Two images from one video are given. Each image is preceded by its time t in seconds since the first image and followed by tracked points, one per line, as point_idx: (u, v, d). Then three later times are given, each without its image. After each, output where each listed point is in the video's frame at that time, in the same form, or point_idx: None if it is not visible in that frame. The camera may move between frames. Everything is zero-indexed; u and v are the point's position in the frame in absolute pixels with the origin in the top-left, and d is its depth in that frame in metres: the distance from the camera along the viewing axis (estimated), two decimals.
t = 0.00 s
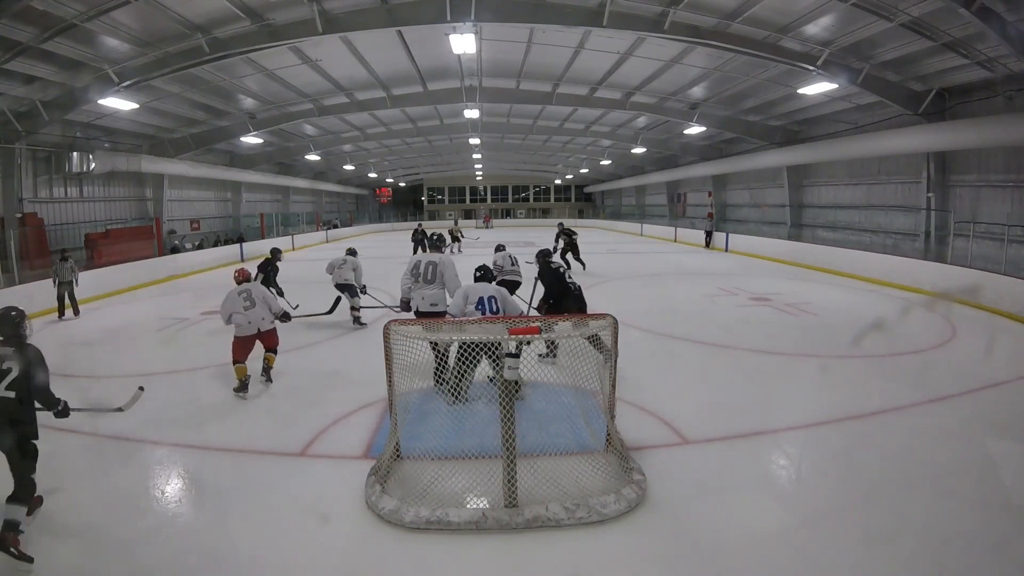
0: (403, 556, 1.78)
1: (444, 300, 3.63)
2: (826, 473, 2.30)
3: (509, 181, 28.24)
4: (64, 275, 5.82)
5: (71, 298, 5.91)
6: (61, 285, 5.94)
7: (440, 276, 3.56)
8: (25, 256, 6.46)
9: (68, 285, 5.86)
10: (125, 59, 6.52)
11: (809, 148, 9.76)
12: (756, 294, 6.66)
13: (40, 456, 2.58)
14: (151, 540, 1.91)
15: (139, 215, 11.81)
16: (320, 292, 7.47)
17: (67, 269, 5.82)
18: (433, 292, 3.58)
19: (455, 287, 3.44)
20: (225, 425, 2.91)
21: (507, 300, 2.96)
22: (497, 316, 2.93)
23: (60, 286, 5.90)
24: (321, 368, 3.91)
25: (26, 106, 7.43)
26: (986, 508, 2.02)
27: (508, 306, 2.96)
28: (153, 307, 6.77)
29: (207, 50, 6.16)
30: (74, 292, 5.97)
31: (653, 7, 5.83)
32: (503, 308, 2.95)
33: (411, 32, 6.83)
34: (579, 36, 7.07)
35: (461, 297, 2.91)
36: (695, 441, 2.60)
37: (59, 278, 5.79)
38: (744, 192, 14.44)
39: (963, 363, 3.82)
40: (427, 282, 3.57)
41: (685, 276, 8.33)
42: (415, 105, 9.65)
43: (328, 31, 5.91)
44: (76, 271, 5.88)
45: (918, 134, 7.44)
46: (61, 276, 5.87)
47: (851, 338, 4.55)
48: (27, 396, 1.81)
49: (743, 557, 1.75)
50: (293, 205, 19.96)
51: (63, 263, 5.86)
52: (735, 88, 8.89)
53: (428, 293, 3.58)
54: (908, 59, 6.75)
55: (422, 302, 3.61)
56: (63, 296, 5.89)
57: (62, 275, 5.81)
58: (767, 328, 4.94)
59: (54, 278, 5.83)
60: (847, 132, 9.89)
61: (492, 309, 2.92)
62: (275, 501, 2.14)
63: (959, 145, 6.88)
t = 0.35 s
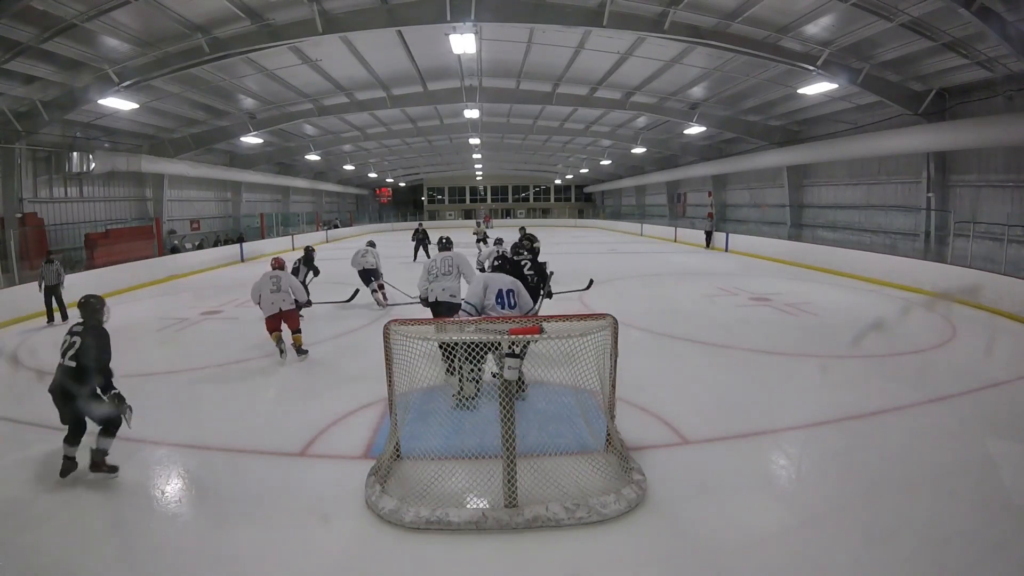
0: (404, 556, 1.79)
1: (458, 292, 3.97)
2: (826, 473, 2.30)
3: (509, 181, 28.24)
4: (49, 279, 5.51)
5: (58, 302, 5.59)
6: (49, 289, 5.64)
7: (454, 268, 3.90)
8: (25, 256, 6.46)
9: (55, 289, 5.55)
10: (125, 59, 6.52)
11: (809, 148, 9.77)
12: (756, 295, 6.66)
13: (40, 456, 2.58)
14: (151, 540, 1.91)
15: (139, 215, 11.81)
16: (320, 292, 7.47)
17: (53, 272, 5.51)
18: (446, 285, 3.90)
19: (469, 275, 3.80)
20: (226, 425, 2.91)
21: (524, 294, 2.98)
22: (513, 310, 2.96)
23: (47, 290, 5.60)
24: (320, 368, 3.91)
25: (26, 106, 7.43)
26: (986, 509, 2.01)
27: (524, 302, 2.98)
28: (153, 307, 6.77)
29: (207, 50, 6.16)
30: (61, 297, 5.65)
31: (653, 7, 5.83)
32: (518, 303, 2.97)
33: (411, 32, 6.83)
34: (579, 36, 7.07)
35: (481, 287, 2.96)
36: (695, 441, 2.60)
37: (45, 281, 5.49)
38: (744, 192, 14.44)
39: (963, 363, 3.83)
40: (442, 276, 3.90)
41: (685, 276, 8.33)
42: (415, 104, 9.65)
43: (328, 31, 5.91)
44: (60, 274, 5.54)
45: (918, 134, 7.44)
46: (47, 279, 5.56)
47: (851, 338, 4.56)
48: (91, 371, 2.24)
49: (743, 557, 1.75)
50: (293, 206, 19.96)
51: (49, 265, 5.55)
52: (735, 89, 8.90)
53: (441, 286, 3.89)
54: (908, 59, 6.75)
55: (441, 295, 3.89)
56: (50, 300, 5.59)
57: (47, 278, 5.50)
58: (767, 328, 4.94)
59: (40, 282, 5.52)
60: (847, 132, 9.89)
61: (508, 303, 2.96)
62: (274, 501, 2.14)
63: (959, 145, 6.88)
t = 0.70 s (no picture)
0: (403, 556, 1.78)
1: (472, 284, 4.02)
2: (827, 473, 2.30)
3: (509, 181, 28.24)
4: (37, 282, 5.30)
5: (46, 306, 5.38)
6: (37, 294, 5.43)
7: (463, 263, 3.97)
8: (25, 255, 6.45)
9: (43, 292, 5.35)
10: (125, 59, 6.52)
11: (808, 148, 9.77)
12: (756, 295, 6.66)
13: (40, 456, 2.57)
14: (150, 540, 1.91)
15: (139, 215, 11.81)
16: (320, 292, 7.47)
17: (40, 275, 5.31)
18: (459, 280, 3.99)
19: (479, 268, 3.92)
20: (225, 425, 2.91)
21: (535, 293, 2.86)
22: (524, 310, 2.84)
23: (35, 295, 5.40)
24: (320, 368, 3.91)
25: (26, 106, 7.42)
26: (987, 509, 2.01)
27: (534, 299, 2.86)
28: (153, 307, 6.77)
29: (207, 50, 6.16)
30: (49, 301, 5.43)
31: (653, 7, 5.83)
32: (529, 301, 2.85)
33: (411, 32, 6.83)
34: (579, 36, 7.07)
35: (493, 285, 2.84)
36: (696, 441, 2.60)
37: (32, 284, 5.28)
38: (744, 192, 14.44)
39: (963, 362, 3.83)
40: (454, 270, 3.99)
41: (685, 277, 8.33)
42: (415, 104, 9.65)
43: (328, 31, 5.91)
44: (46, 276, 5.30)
45: (918, 134, 7.44)
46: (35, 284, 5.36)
47: (851, 338, 4.55)
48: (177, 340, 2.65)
49: (743, 557, 1.75)
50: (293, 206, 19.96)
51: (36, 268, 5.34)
52: (735, 88, 8.89)
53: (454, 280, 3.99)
54: (908, 59, 6.75)
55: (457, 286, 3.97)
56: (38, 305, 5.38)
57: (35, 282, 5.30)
58: (768, 328, 4.93)
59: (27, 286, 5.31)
60: (847, 132, 9.89)
61: (520, 301, 2.83)
62: (274, 501, 2.14)
63: (959, 145, 6.88)
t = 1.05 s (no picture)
0: (404, 555, 1.78)
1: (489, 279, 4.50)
2: (827, 473, 2.30)
3: (509, 181, 28.23)
4: (33, 283, 5.16)
5: (42, 307, 5.21)
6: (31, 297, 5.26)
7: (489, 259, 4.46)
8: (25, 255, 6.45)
9: (38, 294, 5.19)
10: (124, 58, 6.52)
11: (808, 148, 9.77)
12: (757, 295, 6.66)
13: (39, 456, 2.57)
14: (151, 540, 1.91)
15: (139, 215, 11.81)
16: (320, 292, 7.47)
17: (35, 276, 5.18)
18: (478, 274, 4.45)
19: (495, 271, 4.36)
20: (225, 425, 2.91)
21: (535, 291, 2.84)
22: (526, 310, 2.84)
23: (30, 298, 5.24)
24: (320, 368, 3.91)
25: (26, 106, 7.42)
26: (986, 509, 2.01)
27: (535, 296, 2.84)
28: (153, 307, 6.77)
29: (207, 51, 6.17)
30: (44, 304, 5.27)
31: (653, 7, 5.83)
32: (530, 299, 2.84)
33: (411, 32, 6.83)
34: (579, 36, 7.06)
35: (490, 292, 2.83)
36: (696, 441, 2.60)
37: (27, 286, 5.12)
38: (744, 192, 14.44)
39: (963, 363, 3.83)
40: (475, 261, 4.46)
41: (685, 277, 8.33)
42: (415, 104, 9.65)
43: (328, 31, 5.91)
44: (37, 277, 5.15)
45: (918, 134, 7.44)
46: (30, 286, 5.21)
47: (851, 338, 4.56)
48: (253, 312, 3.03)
49: (743, 557, 1.75)
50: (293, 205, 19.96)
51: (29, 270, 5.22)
52: (735, 88, 8.90)
53: (474, 274, 4.43)
54: (908, 59, 6.75)
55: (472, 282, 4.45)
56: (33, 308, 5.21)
57: (29, 283, 5.14)
58: (768, 328, 4.94)
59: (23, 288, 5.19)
60: (847, 132, 9.89)
61: (522, 301, 2.83)
62: (274, 501, 2.14)
63: (959, 145, 6.88)
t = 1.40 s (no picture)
0: (403, 555, 1.79)
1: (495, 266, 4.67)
2: (827, 473, 2.30)
3: (509, 181, 28.25)
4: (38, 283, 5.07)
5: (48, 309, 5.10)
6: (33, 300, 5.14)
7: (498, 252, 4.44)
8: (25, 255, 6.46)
9: (45, 294, 5.09)
10: (124, 59, 6.52)
11: (808, 148, 9.77)
12: (757, 295, 6.65)
13: (39, 456, 2.57)
14: (151, 540, 1.91)
15: (139, 215, 11.80)
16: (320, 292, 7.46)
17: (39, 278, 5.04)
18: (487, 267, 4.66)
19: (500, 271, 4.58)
20: (225, 425, 2.91)
21: (521, 292, 2.79)
22: (514, 311, 2.79)
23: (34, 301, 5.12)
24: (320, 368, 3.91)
25: (26, 106, 7.42)
26: (987, 509, 2.01)
27: (522, 298, 2.80)
28: (153, 307, 6.77)
29: (207, 50, 6.16)
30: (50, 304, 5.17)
31: (653, 7, 5.83)
32: (517, 301, 2.78)
33: (411, 32, 6.83)
34: (579, 36, 7.07)
35: (474, 299, 2.76)
36: (696, 441, 2.60)
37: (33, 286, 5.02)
38: (744, 192, 14.44)
39: (963, 362, 3.83)
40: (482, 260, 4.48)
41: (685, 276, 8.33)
42: (415, 104, 9.64)
43: (328, 31, 5.91)
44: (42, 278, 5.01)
45: (918, 134, 7.44)
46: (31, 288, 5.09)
47: (851, 338, 4.56)
48: (306, 295, 3.52)
49: (743, 557, 1.75)
50: (293, 205, 19.95)
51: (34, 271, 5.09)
52: (735, 88, 8.89)
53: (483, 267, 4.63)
54: (907, 59, 6.75)
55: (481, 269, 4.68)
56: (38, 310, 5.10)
57: (34, 284, 5.04)
58: (768, 328, 4.93)
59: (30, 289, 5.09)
60: (847, 132, 9.88)
61: (508, 305, 2.77)
62: (274, 501, 2.14)
63: (958, 145, 6.88)
